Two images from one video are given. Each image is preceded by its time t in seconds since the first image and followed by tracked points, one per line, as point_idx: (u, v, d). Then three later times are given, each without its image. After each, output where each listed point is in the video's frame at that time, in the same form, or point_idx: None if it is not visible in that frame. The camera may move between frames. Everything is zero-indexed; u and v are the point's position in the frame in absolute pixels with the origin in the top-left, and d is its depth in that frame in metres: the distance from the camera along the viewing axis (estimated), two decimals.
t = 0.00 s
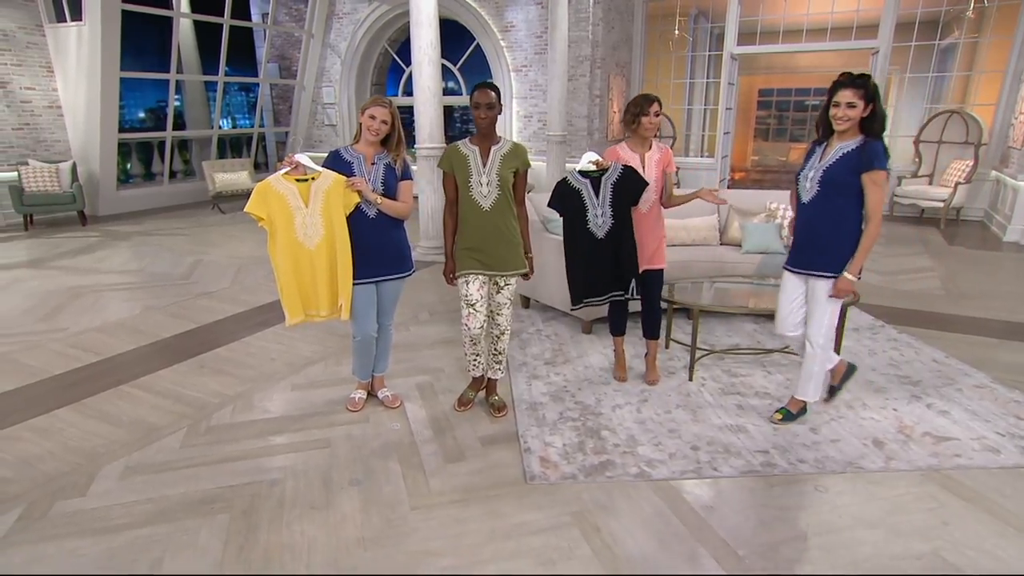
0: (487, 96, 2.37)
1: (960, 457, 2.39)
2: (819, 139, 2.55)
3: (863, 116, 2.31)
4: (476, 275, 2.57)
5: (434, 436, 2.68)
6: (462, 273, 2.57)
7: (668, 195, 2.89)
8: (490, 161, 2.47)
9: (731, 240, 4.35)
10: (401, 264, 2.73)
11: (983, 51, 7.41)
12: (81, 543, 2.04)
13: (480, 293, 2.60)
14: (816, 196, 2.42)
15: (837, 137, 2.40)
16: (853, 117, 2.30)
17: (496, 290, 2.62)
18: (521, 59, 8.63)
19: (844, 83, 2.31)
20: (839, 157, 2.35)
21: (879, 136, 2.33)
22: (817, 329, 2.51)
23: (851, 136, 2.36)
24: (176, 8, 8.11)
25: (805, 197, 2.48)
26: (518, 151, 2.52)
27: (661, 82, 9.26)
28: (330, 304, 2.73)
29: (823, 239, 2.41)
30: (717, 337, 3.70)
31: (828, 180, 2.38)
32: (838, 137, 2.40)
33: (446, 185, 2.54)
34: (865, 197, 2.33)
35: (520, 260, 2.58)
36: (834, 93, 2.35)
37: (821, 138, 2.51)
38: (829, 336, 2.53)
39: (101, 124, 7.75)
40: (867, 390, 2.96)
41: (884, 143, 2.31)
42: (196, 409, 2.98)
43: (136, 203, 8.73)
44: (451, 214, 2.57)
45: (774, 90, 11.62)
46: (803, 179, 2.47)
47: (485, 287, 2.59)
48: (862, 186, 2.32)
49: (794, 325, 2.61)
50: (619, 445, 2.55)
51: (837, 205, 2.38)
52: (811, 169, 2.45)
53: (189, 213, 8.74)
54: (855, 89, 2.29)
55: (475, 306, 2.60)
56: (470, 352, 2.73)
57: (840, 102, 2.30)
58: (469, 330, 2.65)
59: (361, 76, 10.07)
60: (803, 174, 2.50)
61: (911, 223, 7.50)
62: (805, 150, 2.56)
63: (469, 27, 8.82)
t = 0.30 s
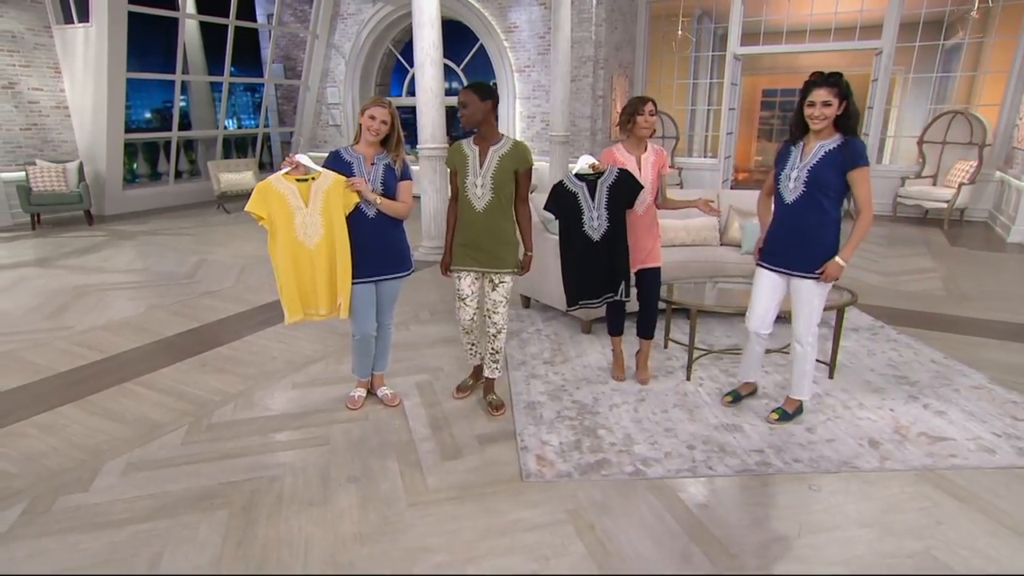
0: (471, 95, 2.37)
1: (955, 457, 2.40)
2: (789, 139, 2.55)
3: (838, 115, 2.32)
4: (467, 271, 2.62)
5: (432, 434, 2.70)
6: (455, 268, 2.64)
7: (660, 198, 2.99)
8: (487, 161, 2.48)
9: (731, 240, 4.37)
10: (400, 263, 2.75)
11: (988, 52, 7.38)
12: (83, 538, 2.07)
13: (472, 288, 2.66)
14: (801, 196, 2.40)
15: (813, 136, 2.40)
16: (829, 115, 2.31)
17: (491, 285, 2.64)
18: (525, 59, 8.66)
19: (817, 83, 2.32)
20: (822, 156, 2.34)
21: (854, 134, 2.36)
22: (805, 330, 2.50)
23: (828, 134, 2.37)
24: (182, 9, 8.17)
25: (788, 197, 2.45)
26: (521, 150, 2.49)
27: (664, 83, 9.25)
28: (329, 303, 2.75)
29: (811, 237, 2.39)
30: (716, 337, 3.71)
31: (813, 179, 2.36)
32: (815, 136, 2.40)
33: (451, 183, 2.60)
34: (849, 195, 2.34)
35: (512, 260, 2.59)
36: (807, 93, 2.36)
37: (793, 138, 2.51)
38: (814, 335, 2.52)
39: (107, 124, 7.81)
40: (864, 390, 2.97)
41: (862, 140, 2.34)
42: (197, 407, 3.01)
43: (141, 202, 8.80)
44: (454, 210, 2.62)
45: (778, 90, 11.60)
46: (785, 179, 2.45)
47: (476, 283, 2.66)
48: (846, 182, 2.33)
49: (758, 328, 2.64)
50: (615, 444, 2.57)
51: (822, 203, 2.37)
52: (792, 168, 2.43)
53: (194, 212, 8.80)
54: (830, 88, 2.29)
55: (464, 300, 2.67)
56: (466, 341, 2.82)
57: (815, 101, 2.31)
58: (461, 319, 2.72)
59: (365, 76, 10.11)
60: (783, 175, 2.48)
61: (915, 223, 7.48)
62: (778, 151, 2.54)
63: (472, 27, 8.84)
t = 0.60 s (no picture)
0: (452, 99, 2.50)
1: (948, 457, 2.41)
2: (761, 136, 2.54)
3: (814, 113, 2.33)
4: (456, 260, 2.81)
5: (429, 432, 2.73)
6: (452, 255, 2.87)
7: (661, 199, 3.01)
8: (466, 159, 2.61)
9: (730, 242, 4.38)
10: (397, 263, 2.79)
11: (992, 52, 7.36)
12: (83, 533, 2.10)
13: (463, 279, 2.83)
14: (785, 194, 2.39)
15: (791, 133, 2.40)
16: (806, 114, 2.31)
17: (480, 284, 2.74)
18: (527, 60, 8.68)
19: (792, 81, 2.31)
20: (804, 154, 2.33)
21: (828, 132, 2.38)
22: (781, 324, 2.49)
23: (805, 132, 2.37)
24: (187, 10, 8.23)
25: (770, 194, 2.43)
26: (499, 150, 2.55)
27: (667, 84, 9.25)
28: (328, 303, 2.78)
29: (795, 235, 2.38)
30: (714, 338, 3.73)
31: (797, 178, 2.35)
32: (792, 134, 2.39)
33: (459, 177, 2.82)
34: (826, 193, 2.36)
35: (484, 256, 2.66)
36: (784, 91, 2.34)
37: (767, 136, 2.49)
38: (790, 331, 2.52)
39: (113, 125, 7.87)
40: (860, 391, 2.98)
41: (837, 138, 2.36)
42: (198, 405, 3.05)
43: (146, 202, 8.86)
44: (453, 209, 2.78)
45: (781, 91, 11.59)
46: (768, 178, 2.42)
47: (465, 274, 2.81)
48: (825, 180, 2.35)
49: (748, 320, 2.61)
50: (610, 443, 2.59)
51: (804, 201, 2.37)
52: (774, 166, 2.41)
53: (198, 212, 8.86)
54: (807, 86, 2.29)
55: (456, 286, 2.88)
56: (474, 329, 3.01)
57: (792, 100, 2.30)
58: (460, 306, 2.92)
59: (368, 77, 10.15)
60: (763, 173, 2.45)
61: (917, 225, 7.46)
62: (752, 148, 2.52)
63: (475, 28, 8.87)
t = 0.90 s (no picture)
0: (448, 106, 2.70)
1: (940, 457, 2.42)
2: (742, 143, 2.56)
3: (792, 120, 2.35)
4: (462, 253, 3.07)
5: (425, 431, 2.76)
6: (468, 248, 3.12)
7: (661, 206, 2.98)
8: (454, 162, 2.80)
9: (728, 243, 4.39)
10: (395, 263, 2.81)
11: (995, 53, 7.34)
12: (83, 528, 2.14)
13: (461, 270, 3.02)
14: (766, 200, 2.40)
15: (771, 140, 2.41)
16: (785, 121, 2.33)
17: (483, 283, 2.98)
18: (529, 61, 8.70)
19: (770, 90, 2.33)
20: (784, 161, 2.35)
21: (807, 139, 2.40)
22: (753, 323, 2.46)
23: (785, 139, 2.39)
24: (191, 12, 8.28)
25: (752, 201, 2.44)
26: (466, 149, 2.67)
27: (669, 85, 9.27)
28: (325, 302, 2.81)
29: (777, 240, 2.39)
30: (711, 338, 3.74)
31: (777, 184, 2.37)
32: (772, 141, 2.40)
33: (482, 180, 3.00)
34: (805, 198, 2.38)
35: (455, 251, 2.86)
36: (762, 99, 2.36)
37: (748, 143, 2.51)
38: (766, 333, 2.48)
39: (118, 125, 7.93)
40: (855, 391, 2.99)
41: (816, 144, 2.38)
42: (198, 403, 3.08)
43: (151, 202, 8.92)
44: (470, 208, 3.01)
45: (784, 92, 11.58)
46: (749, 185, 2.43)
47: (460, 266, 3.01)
48: (805, 186, 2.37)
49: (735, 320, 2.61)
50: (604, 442, 2.61)
51: (785, 207, 2.38)
52: (755, 173, 2.42)
53: (202, 212, 8.91)
54: (785, 93, 2.31)
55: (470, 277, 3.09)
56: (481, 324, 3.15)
57: (771, 108, 2.32)
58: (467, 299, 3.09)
59: (371, 77, 10.19)
60: (744, 180, 2.46)
61: (919, 225, 7.43)
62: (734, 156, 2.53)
63: (477, 29, 8.89)
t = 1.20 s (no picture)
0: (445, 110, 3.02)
1: (930, 457, 2.44)
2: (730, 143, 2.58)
3: (775, 121, 2.36)
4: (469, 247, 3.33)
5: (420, 429, 2.78)
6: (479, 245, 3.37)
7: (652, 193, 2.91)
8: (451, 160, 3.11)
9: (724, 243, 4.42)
10: (392, 263, 2.84)
11: (996, 53, 7.34)
12: (81, 524, 2.17)
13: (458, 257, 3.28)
14: (748, 200, 2.42)
15: (755, 141, 2.43)
16: (767, 123, 2.35)
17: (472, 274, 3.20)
18: (530, 62, 8.73)
19: (752, 92, 2.35)
20: (765, 161, 2.37)
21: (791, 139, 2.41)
22: (751, 324, 2.47)
23: (768, 139, 2.41)
24: (194, 13, 8.33)
25: (735, 201, 2.47)
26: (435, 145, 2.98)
27: (669, 86, 9.27)
28: (325, 302, 2.84)
29: (760, 239, 2.41)
30: (706, 338, 3.76)
31: (758, 185, 2.39)
32: (755, 142, 2.43)
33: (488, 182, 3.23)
34: (789, 197, 2.39)
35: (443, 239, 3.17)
36: (744, 101, 2.39)
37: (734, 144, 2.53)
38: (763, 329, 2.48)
39: (121, 125, 7.98)
40: (848, 391, 3.01)
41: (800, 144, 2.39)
42: (197, 402, 3.12)
43: (153, 203, 8.97)
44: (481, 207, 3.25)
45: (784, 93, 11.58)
46: (732, 185, 2.47)
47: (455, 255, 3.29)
48: (788, 186, 2.38)
49: (725, 318, 2.63)
50: (597, 441, 2.63)
51: (769, 206, 2.40)
52: (738, 174, 2.45)
53: (204, 212, 8.95)
54: (765, 95, 2.33)
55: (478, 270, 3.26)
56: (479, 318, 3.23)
57: (753, 110, 2.34)
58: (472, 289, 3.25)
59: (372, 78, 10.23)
60: (728, 181, 2.49)
61: (919, 227, 7.42)
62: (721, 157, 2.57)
63: (478, 30, 8.92)
